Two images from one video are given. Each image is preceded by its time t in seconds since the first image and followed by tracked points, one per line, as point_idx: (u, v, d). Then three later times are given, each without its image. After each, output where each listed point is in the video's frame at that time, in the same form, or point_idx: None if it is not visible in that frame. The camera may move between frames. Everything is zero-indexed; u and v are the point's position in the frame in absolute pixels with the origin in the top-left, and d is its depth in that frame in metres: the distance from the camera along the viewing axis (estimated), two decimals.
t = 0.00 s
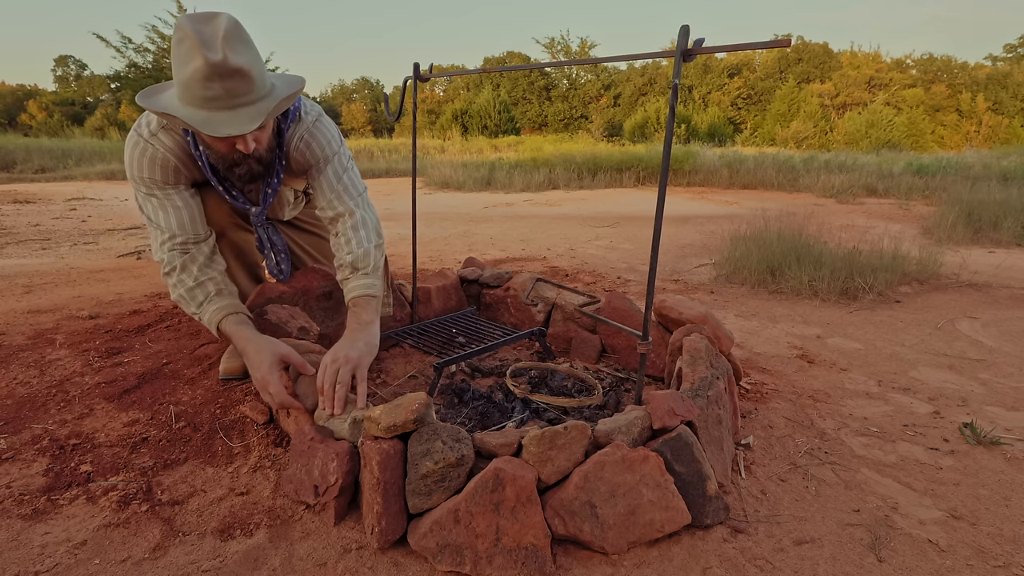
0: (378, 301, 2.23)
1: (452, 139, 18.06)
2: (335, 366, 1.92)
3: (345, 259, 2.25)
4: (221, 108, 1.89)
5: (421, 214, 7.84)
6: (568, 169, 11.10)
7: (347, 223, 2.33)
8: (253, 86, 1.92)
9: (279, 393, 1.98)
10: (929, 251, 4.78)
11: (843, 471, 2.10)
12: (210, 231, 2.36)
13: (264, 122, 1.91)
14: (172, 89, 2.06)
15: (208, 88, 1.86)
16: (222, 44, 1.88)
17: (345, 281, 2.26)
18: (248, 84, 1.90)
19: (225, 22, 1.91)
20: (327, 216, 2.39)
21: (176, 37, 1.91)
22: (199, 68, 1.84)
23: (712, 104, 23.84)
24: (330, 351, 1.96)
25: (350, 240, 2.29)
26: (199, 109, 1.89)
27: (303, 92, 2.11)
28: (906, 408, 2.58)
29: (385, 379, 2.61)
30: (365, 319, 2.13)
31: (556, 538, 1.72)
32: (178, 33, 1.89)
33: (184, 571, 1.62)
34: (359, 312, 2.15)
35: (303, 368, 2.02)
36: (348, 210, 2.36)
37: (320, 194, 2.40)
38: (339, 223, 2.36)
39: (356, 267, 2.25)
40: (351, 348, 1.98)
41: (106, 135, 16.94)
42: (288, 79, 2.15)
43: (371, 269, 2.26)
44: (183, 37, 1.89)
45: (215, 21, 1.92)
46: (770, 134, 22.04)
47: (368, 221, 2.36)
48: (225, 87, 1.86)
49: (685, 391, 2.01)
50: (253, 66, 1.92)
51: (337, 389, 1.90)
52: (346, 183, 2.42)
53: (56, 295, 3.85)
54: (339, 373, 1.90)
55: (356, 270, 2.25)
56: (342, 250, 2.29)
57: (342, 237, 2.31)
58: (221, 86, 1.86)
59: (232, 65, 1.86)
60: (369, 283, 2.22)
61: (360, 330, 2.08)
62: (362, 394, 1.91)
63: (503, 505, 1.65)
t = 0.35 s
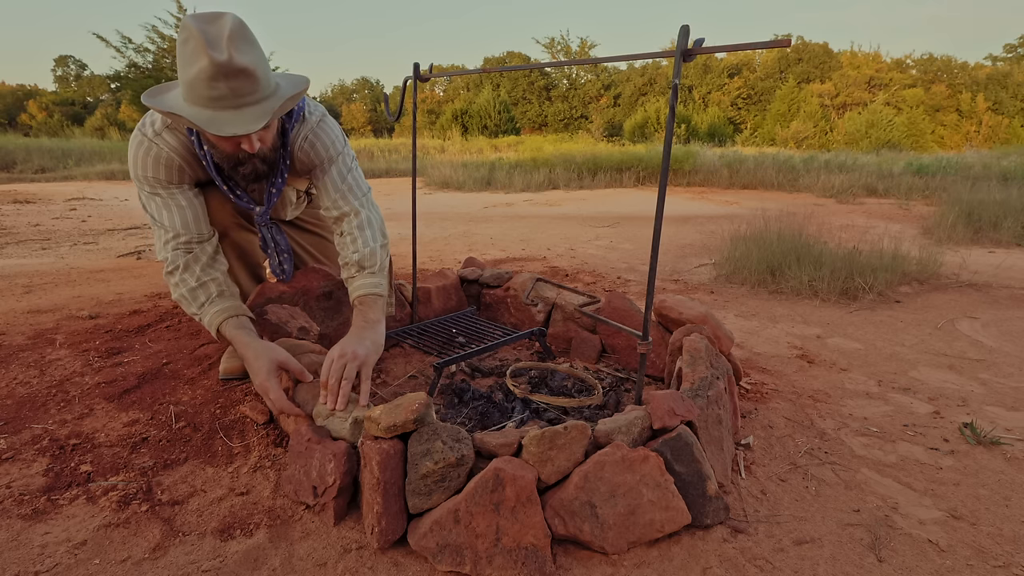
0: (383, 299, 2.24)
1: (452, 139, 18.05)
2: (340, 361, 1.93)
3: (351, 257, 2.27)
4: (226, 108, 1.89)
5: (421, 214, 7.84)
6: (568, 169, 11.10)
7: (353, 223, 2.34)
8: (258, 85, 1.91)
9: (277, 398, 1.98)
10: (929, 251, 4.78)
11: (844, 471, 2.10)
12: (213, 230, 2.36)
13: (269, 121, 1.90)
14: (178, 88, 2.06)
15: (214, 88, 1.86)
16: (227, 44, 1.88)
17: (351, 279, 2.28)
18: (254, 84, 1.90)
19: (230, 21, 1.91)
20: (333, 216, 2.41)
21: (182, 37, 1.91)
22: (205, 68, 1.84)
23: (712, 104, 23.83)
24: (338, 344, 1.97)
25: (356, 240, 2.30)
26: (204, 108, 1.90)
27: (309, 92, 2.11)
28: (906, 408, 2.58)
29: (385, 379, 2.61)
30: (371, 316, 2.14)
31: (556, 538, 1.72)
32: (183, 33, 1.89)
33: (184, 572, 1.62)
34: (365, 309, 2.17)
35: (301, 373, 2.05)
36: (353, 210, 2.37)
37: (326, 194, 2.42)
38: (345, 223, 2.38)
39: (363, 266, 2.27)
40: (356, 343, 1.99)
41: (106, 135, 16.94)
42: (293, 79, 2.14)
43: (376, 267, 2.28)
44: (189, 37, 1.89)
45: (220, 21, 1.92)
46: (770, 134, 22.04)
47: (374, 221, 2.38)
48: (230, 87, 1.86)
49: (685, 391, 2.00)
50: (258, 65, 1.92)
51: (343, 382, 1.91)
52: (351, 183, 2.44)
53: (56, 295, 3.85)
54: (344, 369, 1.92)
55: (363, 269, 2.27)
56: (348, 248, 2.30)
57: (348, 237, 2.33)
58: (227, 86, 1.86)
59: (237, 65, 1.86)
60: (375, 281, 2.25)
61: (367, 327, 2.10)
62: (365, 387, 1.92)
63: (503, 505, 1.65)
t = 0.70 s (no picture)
0: (386, 299, 2.24)
1: (452, 139, 18.05)
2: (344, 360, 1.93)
3: (355, 258, 2.28)
4: (229, 108, 1.89)
5: (421, 214, 7.84)
6: (568, 169, 11.11)
7: (355, 223, 2.35)
8: (260, 86, 1.91)
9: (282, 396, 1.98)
10: (929, 251, 4.78)
11: (844, 471, 2.10)
12: (212, 232, 2.36)
13: (272, 121, 1.90)
14: (179, 89, 2.06)
15: (216, 89, 1.86)
16: (229, 45, 1.88)
17: (353, 280, 2.28)
18: (256, 84, 1.90)
19: (232, 22, 1.91)
20: (335, 217, 2.41)
21: (184, 38, 1.91)
22: (207, 68, 1.84)
23: (712, 104, 23.83)
24: (343, 343, 1.98)
25: (359, 241, 2.31)
26: (206, 109, 1.89)
27: (310, 93, 2.11)
28: (906, 408, 2.58)
29: (385, 379, 2.61)
30: (373, 316, 2.15)
31: (556, 538, 1.72)
32: (185, 34, 1.89)
33: (184, 572, 1.62)
34: (368, 310, 2.17)
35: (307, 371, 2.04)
36: (356, 211, 2.38)
37: (328, 195, 2.42)
38: (347, 224, 2.38)
39: (365, 267, 2.27)
40: (360, 343, 2.00)
41: (106, 135, 16.95)
42: (294, 79, 2.14)
43: (379, 268, 2.28)
44: (191, 37, 1.89)
45: (222, 21, 1.92)
46: (770, 134, 22.04)
47: (376, 222, 2.39)
48: (232, 87, 1.86)
49: (685, 391, 2.00)
50: (260, 66, 1.92)
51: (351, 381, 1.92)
52: (353, 184, 2.44)
53: (56, 295, 3.85)
54: (348, 368, 1.92)
55: (365, 270, 2.27)
56: (351, 249, 2.31)
57: (350, 238, 2.33)
58: (229, 87, 1.86)
59: (240, 66, 1.86)
60: (377, 282, 2.25)
61: (370, 327, 2.10)
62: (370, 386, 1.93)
63: (503, 505, 1.65)
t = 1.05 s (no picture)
0: (386, 299, 2.25)
1: (452, 140, 18.03)
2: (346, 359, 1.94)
3: (357, 258, 2.28)
4: (235, 110, 1.89)
5: (421, 214, 7.84)
6: (568, 169, 11.11)
7: (357, 223, 2.36)
8: (267, 87, 1.92)
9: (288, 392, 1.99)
10: (929, 251, 4.78)
11: (844, 471, 2.10)
12: (218, 232, 2.36)
13: (279, 123, 1.91)
14: (184, 90, 2.06)
15: (222, 91, 1.86)
16: (236, 46, 1.88)
17: (354, 280, 2.29)
18: (262, 86, 1.90)
19: (237, 23, 1.90)
20: (336, 216, 2.41)
21: (189, 39, 1.91)
22: (214, 70, 1.84)
23: (712, 104, 23.84)
24: (342, 343, 1.98)
25: (361, 240, 2.31)
26: (213, 111, 1.89)
27: (315, 94, 2.11)
28: (906, 408, 2.58)
29: (385, 379, 2.61)
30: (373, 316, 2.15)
31: (556, 538, 1.72)
32: (190, 36, 1.89)
33: (184, 572, 1.62)
34: (369, 308, 2.18)
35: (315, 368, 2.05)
36: (358, 211, 2.38)
37: (329, 195, 2.42)
38: (348, 224, 2.39)
39: (367, 266, 2.28)
40: (360, 342, 2.01)
41: (106, 135, 16.95)
42: (298, 80, 2.14)
43: (380, 268, 2.29)
44: (197, 39, 1.88)
45: (227, 22, 1.92)
46: (771, 134, 22.04)
47: (377, 223, 2.39)
48: (239, 89, 1.86)
49: (685, 391, 2.00)
50: (265, 67, 1.92)
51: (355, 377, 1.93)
52: (355, 184, 2.44)
53: (56, 295, 3.85)
54: (348, 368, 1.93)
55: (367, 269, 2.28)
56: (352, 249, 2.31)
57: (351, 237, 2.34)
58: (236, 89, 1.86)
59: (246, 67, 1.86)
60: (379, 282, 2.26)
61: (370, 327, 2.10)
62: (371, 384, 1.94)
63: (503, 505, 1.65)
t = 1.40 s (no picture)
0: (386, 297, 2.25)
1: (452, 140, 18.03)
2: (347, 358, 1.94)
3: (358, 257, 2.28)
4: (236, 110, 1.89)
5: (421, 214, 7.84)
6: (568, 169, 11.11)
7: (359, 223, 2.36)
8: (268, 87, 1.92)
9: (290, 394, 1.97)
10: (929, 251, 4.78)
11: (844, 471, 2.10)
12: (220, 231, 2.36)
13: (281, 123, 1.91)
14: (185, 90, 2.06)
15: (224, 91, 1.86)
16: (237, 46, 1.88)
17: (355, 279, 2.29)
18: (264, 86, 1.90)
19: (238, 24, 1.90)
20: (338, 216, 2.41)
21: (190, 40, 1.91)
22: (215, 70, 1.84)
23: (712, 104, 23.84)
24: (343, 342, 1.97)
25: (362, 239, 2.31)
26: (214, 111, 1.89)
27: (316, 93, 2.11)
28: (906, 408, 2.58)
29: (385, 379, 2.62)
30: (374, 315, 2.15)
31: (556, 538, 1.72)
32: (192, 36, 1.89)
33: (184, 572, 1.62)
34: (370, 307, 2.18)
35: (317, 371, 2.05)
36: (359, 211, 2.38)
37: (331, 195, 2.42)
38: (350, 223, 2.39)
39: (368, 266, 2.28)
40: (361, 341, 2.00)
41: (106, 135, 16.95)
42: (298, 80, 2.15)
43: (381, 267, 2.29)
44: (198, 39, 1.88)
45: (228, 22, 1.92)
46: (771, 134, 22.04)
47: (379, 222, 2.39)
48: (240, 89, 1.86)
49: (685, 391, 2.00)
50: (267, 67, 1.92)
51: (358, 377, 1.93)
52: (356, 184, 2.44)
53: (56, 295, 3.85)
54: (349, 368, 1.92)
55: (368, 268, 2.28)
56: (354, 248, 2.31)
57: (353, 237, 2.33)
58: (237, 89, 1.86)
59: (247, 67, 1.86)
60: (380, 281, 2.26)
61: (370, 326, 2.10)
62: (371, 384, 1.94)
63: (503, 505, 1.65)
